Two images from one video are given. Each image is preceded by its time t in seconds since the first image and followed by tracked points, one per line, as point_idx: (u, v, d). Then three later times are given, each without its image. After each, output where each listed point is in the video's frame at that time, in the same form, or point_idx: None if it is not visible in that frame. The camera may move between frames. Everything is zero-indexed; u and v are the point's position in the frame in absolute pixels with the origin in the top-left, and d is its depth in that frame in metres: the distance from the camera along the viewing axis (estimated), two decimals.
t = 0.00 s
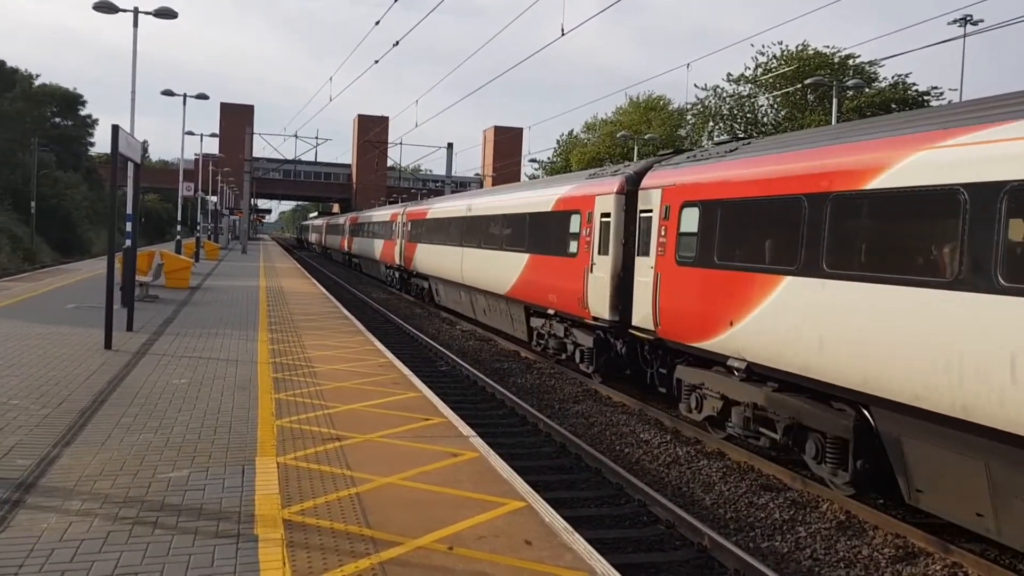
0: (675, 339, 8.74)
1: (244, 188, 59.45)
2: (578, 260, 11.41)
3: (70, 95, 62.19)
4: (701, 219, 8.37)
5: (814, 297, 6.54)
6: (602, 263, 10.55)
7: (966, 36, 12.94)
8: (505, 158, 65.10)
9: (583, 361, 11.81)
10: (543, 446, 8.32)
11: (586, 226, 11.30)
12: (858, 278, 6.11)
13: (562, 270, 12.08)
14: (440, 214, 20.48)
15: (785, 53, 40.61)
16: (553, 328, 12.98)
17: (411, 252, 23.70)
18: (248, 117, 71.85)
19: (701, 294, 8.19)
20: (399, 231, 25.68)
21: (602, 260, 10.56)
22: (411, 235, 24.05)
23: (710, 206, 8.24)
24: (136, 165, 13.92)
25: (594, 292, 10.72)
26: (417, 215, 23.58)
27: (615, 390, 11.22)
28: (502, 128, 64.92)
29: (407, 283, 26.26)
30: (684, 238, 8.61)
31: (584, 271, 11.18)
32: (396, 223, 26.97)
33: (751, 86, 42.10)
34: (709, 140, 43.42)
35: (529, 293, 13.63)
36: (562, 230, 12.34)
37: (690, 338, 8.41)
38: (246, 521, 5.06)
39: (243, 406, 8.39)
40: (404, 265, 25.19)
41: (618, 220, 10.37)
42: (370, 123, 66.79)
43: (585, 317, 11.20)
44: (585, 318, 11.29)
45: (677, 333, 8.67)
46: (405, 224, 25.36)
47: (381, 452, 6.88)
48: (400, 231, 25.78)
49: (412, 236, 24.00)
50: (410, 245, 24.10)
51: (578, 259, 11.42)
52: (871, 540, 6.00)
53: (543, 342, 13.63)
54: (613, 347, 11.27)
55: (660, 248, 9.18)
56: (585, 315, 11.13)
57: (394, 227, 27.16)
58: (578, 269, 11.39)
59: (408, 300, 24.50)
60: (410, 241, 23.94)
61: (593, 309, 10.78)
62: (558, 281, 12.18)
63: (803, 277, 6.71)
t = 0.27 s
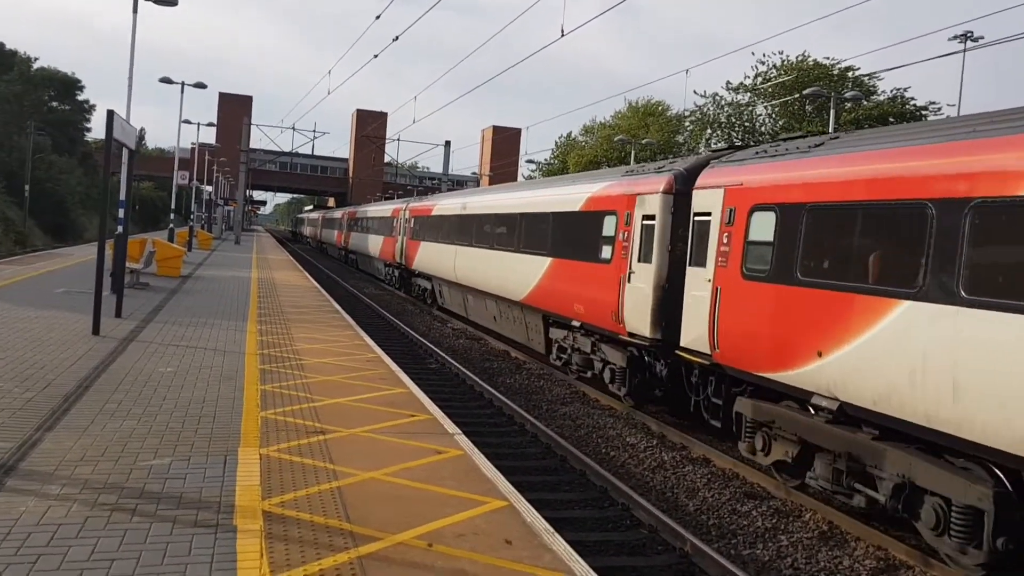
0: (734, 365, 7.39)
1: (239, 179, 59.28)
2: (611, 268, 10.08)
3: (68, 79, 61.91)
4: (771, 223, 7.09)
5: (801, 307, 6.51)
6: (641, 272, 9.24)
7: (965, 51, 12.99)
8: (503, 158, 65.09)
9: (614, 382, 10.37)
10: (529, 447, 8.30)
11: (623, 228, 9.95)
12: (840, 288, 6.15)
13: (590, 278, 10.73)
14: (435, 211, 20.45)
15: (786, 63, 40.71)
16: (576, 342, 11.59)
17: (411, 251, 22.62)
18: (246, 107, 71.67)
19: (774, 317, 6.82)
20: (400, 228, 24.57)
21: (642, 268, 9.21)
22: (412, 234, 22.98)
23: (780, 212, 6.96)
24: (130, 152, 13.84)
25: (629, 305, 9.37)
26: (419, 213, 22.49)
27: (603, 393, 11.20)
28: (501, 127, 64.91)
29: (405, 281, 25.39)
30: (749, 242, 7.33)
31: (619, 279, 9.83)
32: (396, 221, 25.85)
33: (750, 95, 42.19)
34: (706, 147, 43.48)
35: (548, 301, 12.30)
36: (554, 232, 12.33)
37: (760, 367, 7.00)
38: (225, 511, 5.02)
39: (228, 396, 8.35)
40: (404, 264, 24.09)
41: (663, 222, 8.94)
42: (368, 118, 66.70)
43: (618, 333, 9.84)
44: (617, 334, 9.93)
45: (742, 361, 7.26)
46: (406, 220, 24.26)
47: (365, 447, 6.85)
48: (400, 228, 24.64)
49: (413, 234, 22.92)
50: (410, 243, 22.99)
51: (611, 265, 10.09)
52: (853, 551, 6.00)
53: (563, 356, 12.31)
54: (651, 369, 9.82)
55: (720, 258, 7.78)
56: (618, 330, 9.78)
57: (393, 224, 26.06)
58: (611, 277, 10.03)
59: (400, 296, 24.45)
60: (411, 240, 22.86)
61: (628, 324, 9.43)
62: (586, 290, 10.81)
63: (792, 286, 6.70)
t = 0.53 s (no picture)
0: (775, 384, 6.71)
1: (234, 174, 59.16)
2: (659, 280, 8.72)
3: (64, 70, 61.69)
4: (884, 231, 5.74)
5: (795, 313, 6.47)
6: (697, 285, 7.92)
7: (962, 62, 12.99)
8: (499, 159, 65.10)
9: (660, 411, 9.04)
10: (519, 449, 8.29)
11: (674, 234, 8.57)
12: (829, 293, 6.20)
13: (630, 289, 9.36)
14: (430, 210, 20.45)
15: (783, 70, 40.84)
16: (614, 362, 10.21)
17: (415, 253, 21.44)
18: (243, 102, 71.53)
19: (898, 341, 5.40)
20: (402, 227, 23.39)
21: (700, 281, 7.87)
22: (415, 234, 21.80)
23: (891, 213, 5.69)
24: (125, 144, 13.79)
25: (685, 324, 8.00)
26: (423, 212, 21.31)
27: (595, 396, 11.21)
28: (498, 128, 64.92)
29: (405, 282, 24.26)
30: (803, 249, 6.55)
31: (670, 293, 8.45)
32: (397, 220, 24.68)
33: (747, 101, 42.30)
34: (702, 152, 43.57)
35: (576, 313, 10.97)
36: (547, 234, 12.37)
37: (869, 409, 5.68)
38: (211, 508, 5.00)
39: (218, 392, 8.32)
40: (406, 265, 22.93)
41: (728, 226, 7.60)
42: (365, 115, 66.64)
43: (667, 355, 8.49)
44: (665, 356, 8.58)
45: (851, 404, 5.83)
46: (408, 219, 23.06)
47: (354, 445, 6.83)
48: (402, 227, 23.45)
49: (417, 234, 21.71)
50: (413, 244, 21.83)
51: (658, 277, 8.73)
52: (839, 559, 6.01)
53: (596, 376, 10.95)
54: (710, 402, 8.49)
55: (808, 275, 6.43)
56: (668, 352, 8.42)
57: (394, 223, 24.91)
58: (659, 290, 8.67)
59: (393, 295, 24.43)
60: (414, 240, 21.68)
61: (679, 345, 8.12)
62: (626, 303, 9.43)
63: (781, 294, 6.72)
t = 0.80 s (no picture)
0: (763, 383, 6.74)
1: (226, 171, 58.96)
2: (724, 291, 7.35)
3: (55, 66, 61.34)
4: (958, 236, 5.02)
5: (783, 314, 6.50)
6: (776, 298, 6.61)
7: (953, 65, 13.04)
8: (491, 157, 65.05)
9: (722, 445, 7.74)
10: (510, 447, 8.30)
11: (743, 237, 7.22)
12: (818, 293, 6.27)
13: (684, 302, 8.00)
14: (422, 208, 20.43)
15: (775, 71, 40.93)
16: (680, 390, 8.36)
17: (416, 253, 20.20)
18: (235, 99, 71.27)
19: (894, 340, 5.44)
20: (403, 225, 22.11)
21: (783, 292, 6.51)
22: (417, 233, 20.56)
23: (980, 211, 4.97)
24: (116, 141, 13.72)
25: (764, 344, 6.63)
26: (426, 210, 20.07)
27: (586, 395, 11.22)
28: (490, 127, 64.86)
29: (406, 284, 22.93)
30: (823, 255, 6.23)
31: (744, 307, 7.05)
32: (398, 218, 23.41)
33: (739, 101, 42.38)
34: (694, 152, 43.63)
35: (612, 323, 9.58)
36: (538, 234, 12.38)
37: None
38: (200, 505, 4.98)
39: (208, 389, 8.30)
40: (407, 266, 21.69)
41: (820, 229, 6.29)
42: (357, 113, 66.47)
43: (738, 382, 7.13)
44: (735, 381, 7.23)
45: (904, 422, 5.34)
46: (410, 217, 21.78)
47: (344, 443, 6.82)
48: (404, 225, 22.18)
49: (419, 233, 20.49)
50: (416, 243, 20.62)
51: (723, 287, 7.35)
52: (828, 558, 6.04)
53: (636, 400, 9.54)
54: (789, 436, 7.15)
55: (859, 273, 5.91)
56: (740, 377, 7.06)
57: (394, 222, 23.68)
58: (726, 303, 7.28)
59: (384, 293, 24.39)
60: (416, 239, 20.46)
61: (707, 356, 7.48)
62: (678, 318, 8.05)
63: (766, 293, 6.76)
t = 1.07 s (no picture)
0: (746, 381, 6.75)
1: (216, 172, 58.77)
2: (830, 308, 5.76)
3: (43, 66, 61.00)
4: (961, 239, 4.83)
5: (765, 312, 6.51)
6: (901, 319, 5.13)
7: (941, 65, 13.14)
8: (483, 157, 65.05)
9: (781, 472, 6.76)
10: (501, 447, 8.29)
11: (784, 240, 6.42)
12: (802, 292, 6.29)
13: (775, 321, 6.38)
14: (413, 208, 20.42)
15: (765, 71, 41.08)
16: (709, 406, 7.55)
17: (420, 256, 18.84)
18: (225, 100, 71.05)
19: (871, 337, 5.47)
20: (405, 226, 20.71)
21: (907, 309, 5.07)
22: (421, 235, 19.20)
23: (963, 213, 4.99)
24: (105, 141, 13.65)
25: (892, 377, 5.10)
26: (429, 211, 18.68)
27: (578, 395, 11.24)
28: (481, 127, 64.87)
29: (406, 288, 21.51)
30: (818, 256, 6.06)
31: (844, 325, 5.61)
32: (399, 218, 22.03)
33: (729, 101, 42.51)
34: (685, 152, 43.74)
35: (658, 340, 8.16)
36: (528, 235, 12.38)
37: None
38: (191, 507, 4.97)
39: (198, 391, 8.27)
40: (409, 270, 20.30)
41: (968, 233, 4.85)
42: (348, 114, 66.36)
43: (840, 418, 5.71)
44: (842, 419, 5.75)
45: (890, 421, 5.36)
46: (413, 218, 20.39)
47: (336, 444, 6.80)
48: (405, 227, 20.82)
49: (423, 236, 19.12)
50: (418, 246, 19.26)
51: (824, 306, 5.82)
52: (820, 557, 6.06)
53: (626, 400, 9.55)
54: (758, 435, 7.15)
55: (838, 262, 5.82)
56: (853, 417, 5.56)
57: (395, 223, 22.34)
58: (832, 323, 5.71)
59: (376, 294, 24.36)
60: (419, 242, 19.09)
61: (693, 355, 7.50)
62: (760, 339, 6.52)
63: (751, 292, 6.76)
